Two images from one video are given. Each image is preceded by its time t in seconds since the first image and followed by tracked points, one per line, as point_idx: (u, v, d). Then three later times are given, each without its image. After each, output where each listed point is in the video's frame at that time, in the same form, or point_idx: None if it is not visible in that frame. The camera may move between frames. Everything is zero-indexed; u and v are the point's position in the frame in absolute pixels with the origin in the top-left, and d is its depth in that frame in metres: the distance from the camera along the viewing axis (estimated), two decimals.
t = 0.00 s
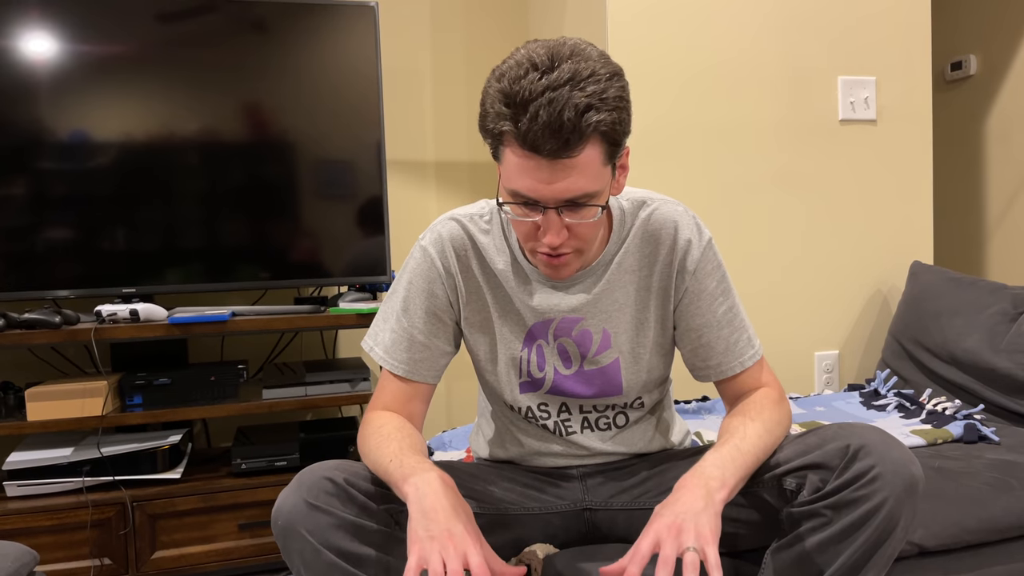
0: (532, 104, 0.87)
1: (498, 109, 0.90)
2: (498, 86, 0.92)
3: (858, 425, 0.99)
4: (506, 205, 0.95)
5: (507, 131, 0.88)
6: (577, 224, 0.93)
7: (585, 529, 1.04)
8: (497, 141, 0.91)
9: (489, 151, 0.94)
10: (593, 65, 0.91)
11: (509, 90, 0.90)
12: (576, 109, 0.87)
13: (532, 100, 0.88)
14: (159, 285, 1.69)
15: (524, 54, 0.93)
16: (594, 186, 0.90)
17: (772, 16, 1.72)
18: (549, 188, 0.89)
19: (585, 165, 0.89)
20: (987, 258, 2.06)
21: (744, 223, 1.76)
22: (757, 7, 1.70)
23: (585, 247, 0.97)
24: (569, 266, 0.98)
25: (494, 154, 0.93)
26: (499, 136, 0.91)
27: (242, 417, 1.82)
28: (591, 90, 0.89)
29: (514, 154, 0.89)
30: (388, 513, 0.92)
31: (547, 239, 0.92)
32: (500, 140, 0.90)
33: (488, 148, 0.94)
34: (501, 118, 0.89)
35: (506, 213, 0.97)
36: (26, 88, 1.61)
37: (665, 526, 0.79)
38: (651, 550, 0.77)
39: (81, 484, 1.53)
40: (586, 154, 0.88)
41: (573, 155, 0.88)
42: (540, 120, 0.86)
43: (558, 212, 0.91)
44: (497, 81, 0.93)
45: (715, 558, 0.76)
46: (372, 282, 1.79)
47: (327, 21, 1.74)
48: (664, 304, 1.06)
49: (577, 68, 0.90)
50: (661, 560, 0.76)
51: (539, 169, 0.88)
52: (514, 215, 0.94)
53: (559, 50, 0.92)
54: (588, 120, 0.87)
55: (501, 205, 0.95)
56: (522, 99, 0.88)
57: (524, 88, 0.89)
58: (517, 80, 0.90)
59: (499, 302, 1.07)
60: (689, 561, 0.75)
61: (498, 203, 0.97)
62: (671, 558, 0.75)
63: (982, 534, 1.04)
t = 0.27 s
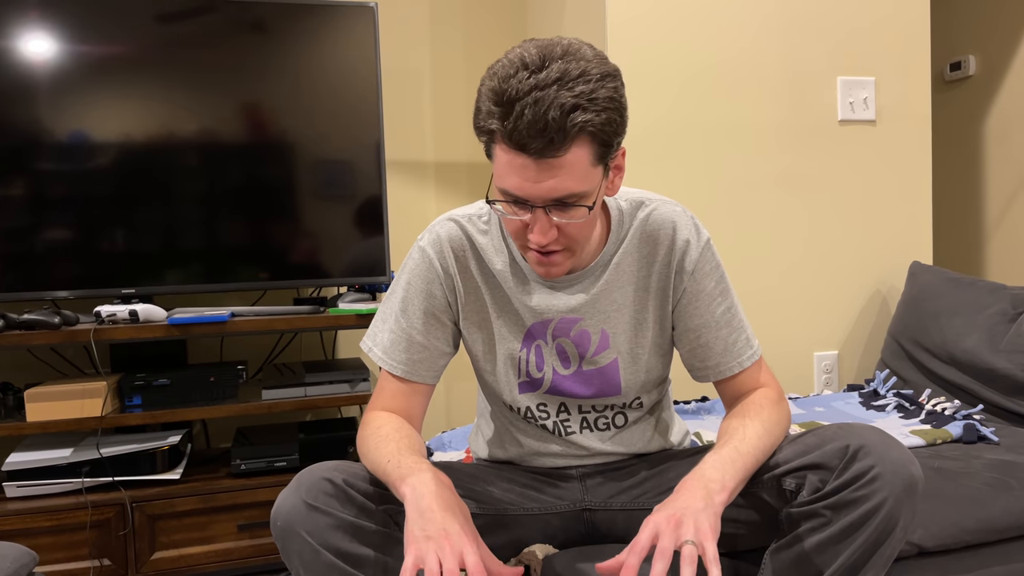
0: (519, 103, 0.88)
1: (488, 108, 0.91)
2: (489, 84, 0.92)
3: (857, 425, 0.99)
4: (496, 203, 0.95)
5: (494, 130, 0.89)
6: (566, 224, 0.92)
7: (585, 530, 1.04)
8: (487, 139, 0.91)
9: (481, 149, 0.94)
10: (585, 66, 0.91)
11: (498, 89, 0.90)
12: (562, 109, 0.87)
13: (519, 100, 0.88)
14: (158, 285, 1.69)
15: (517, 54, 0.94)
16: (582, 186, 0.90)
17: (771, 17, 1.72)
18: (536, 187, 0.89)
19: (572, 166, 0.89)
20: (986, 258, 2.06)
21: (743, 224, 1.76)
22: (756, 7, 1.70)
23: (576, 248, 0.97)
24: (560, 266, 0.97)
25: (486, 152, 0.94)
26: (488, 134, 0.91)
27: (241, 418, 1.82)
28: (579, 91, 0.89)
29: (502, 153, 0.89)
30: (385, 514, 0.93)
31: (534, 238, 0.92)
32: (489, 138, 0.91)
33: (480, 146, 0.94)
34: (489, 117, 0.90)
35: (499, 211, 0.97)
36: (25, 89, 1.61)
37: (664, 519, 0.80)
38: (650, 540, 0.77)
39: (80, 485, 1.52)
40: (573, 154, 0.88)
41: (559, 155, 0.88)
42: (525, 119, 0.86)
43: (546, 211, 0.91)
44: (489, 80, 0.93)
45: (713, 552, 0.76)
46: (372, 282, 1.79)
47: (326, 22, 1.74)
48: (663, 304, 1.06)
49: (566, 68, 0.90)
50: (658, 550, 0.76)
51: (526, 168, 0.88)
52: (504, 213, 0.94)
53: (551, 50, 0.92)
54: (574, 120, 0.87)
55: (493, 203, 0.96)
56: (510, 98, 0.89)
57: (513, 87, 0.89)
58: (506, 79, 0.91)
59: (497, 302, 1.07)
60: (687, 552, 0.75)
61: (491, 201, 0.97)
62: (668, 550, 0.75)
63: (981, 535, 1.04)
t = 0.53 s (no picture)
0: (509, 105, 0.88)
1: (480, 109, 0.91)
2: (482, 86, 0.93)
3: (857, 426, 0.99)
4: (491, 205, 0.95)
5: (485, 132, 0.89)
6: (558, 226, 0.92)
7: (584, 531, 1.04)
8: (480, 141, 0.92)
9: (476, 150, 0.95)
10: (576, 67, 0.91)
11: (490, 91, 0.91)
12: (550, 110, 0.87)
13: (509, 101, 0.88)
14: (158, 286, 1.69)
15: (510, 55, 0.94)
16: (573, 187, 0.90)
17: (771, 17, 1.72)
18: (527, 189, 0.89)
19: (563, 167, 0.89)
20: (986, 259, 2.06)
21: (743, 225, 1.76)
22: (756, 8, 1.71)
23: (571, 249, 0.96)
24: (554, 268, 0.97)
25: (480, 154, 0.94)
26: (481, 136, 0.91)
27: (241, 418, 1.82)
28: (569, 92, 0.89)
29: (494, 154, 0.90)
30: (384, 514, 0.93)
31: (527, 239, 0.92)
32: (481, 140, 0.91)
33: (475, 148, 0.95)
34: (481, 119, 0.90)
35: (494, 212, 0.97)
36: (26, 89, 1.61)
37: (665, 510, 0.80)
38: (650, 532, 0.77)
39: (80, 486, 1.52)
40: (563, 156, 0.88)
41: (549, 157, 0.88)
42: (514, 121, 0.86)
43: (537, 213, 0.91)
44: (482, 81, 0.93)
45: (712, 545, 0.76)
46: (372, 283, 1.79)
47: (326, 23, 1.75)
48: (662, 305, 1.06)
49: (557, 69, 0.90)
50: (657, 545, 0.76)
51: (516, 170, 0.88)
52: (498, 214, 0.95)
53: (543, 51, 0.92)
54: (563, 122, 0.87)
55: (487, 205, 0.96)
56: (501, 100, 0.89)
57: (504, 89, 0.89)
58: (497, 81, 0.91)
59: (497, 303, 1.07)
60: (686, 546, 0.75)
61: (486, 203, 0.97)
62: (667, 545, 0.75)
63: (981, 536, 1.04)
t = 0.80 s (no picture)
0: (506, 106, 0.88)
1: (479, 110, 0.91)
2: (480, 86, 0.93)
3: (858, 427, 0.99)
4: (490, 205, 0.95)
5: (483, 133, 0.89)
6: (558, 227, 0.92)
7: (584, 530, 1.04)
8: (479, 142, 0.92)
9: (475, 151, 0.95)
10: (574, 67, 0.91)
11: (488, 92, 0.91)
12: (548, 111, 0.87)
13: (507, 102, 0.88)
14: (158, 284, 1.69)
15: (508, 55, 0.94)
16: (572, 188, 0.90)
17: (772, 16, 1.72)
18: (525, 190, 0.89)
19: (561, 168, 0.88)
20: (987, 259, 2.06)
21: (743, 224, 1.76)
22: (757, 7, 1.70)
23: (571, 250, 0.96)
24: (555, 268, 0.97)
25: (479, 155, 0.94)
26: (479, 137, 0.92)
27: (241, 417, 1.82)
28: (567, 93, 0.89)
29: (492, 155, 0.90)
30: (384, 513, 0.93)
31: (526, 240, 0.92)
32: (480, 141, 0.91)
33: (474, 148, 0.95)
34: (479, 120, 0.90)
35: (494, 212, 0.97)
36: (26, 87, 1.61)
37: (666, 512, 0.80)
38: (651, 534, 0.77)
39: (80, 483, 1.52)
40: (561, 156, 0.88)
41: (547, 158, 0.87)
42: (511, 121, 0.86)
43: (537, 214, 0.91)
44: (480, 82, 0.93)
45: (713, 546, 0.76)
46: (372, 282, 1.78)
47: (327, 21, 1.74)
48: (662, 304, 1.06)
49: (554, 70, 0.90)
50: (658, 546, 0.76)
51: (515, 171, 0.88)
52: (497, 215, 0.95)
53: (541, 51, 0.92)
54: (561, 122, 0.87)
55: (486, 206, 0.96)
56: (499, 101, 0.89)
57: (502, 90, 0.89)
58: (495, 81, 0.91)
59: (497, 302, 1.07)
60: (687, 548, 0.75)
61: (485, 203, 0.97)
62: (668, 547, 0.75)
63: (981, 536, 1.04)
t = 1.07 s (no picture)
0: (507, 106, 0.88)
1: (479, 110, 0.91)
2: (481, 86, 0.93)
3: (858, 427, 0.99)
4: (492, 206, 0.95)
5: (484, 134, 0.89)
6: (559, 227, 0.92)
7: (584, 530, 1.04)
8: (480, 142, 0.92)
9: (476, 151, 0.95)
10: (575, 66, 0.91)
11: (489, 92, 0.91)
12: (549, 111, 0.86)
13: (507, 102, 0.88)
14: (159, 283, 1.69)
15: (509, 55, 0.94)
16: (574, 187, 0.90)
17: (774, 16, 1.71)
18: (527, 190, 0.89)
19: (562, 167, 0.88)
20: (988, 260, 2.06)
21: (744, 225, 1.76)
22: (758, 7, 1.70)
23: (573, 250, 0.96)
24: (556, 269, 0.97)
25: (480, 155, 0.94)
26: (480, 137, 0.92)
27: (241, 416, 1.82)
28: (567, 92, 0.89)
29: (493, 156, 0.90)
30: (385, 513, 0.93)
31: (528, 240, 0.92)
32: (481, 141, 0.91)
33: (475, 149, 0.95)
34: (480, 120, 0.90)
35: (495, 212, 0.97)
36: (27, 86, 1.61)
37: (668, 512, 0.80)
38: (654, 534, 0.77)
39: (80, 482, 1.52)
40: (562, 156, 0.88)
41: (548, 158, 0.87)
42: (512, 121, 0.86)
43: (538, 214, 0.91)
44: (480, 82, 0.93)
45: (716, 546, 0.76)
46: (373, 281, 1.78)
47: (329, 20, 1.74)
48: (663, 305, 1.06)
49: (555, 69, 0.90)
50: (661, 548, 0.76)
51: (516, 171, 0.88)
52: (499, 215, 0.94)
53: (541, 51, 0.92)
54: (562, 122, 0.87)
55: (488, 206, 0.96)
56: (499, 101, 0.89)
57: (502, 90, 0.89)
58: (496, 81, 0.91)
59: (498, 302, 1.07)
60: (689, 549, 0.75)
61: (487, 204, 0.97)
62: (670, 549, 0.75)
63: (982, 537, 1.04)
